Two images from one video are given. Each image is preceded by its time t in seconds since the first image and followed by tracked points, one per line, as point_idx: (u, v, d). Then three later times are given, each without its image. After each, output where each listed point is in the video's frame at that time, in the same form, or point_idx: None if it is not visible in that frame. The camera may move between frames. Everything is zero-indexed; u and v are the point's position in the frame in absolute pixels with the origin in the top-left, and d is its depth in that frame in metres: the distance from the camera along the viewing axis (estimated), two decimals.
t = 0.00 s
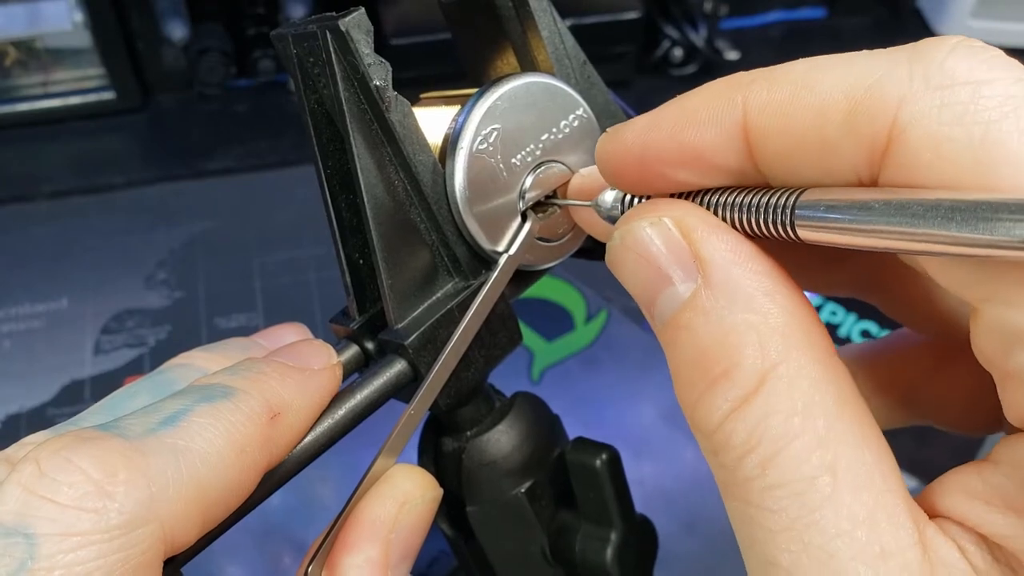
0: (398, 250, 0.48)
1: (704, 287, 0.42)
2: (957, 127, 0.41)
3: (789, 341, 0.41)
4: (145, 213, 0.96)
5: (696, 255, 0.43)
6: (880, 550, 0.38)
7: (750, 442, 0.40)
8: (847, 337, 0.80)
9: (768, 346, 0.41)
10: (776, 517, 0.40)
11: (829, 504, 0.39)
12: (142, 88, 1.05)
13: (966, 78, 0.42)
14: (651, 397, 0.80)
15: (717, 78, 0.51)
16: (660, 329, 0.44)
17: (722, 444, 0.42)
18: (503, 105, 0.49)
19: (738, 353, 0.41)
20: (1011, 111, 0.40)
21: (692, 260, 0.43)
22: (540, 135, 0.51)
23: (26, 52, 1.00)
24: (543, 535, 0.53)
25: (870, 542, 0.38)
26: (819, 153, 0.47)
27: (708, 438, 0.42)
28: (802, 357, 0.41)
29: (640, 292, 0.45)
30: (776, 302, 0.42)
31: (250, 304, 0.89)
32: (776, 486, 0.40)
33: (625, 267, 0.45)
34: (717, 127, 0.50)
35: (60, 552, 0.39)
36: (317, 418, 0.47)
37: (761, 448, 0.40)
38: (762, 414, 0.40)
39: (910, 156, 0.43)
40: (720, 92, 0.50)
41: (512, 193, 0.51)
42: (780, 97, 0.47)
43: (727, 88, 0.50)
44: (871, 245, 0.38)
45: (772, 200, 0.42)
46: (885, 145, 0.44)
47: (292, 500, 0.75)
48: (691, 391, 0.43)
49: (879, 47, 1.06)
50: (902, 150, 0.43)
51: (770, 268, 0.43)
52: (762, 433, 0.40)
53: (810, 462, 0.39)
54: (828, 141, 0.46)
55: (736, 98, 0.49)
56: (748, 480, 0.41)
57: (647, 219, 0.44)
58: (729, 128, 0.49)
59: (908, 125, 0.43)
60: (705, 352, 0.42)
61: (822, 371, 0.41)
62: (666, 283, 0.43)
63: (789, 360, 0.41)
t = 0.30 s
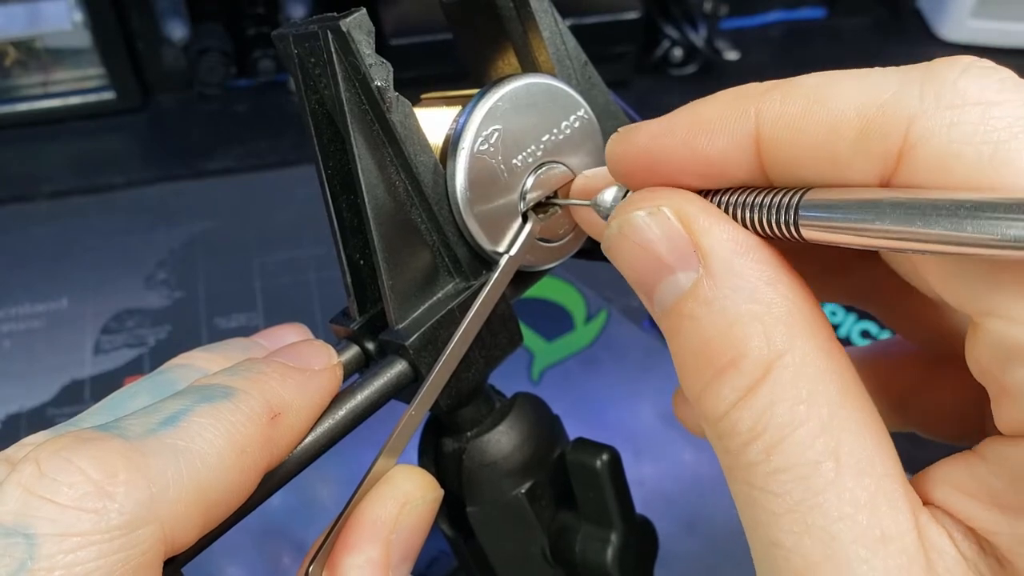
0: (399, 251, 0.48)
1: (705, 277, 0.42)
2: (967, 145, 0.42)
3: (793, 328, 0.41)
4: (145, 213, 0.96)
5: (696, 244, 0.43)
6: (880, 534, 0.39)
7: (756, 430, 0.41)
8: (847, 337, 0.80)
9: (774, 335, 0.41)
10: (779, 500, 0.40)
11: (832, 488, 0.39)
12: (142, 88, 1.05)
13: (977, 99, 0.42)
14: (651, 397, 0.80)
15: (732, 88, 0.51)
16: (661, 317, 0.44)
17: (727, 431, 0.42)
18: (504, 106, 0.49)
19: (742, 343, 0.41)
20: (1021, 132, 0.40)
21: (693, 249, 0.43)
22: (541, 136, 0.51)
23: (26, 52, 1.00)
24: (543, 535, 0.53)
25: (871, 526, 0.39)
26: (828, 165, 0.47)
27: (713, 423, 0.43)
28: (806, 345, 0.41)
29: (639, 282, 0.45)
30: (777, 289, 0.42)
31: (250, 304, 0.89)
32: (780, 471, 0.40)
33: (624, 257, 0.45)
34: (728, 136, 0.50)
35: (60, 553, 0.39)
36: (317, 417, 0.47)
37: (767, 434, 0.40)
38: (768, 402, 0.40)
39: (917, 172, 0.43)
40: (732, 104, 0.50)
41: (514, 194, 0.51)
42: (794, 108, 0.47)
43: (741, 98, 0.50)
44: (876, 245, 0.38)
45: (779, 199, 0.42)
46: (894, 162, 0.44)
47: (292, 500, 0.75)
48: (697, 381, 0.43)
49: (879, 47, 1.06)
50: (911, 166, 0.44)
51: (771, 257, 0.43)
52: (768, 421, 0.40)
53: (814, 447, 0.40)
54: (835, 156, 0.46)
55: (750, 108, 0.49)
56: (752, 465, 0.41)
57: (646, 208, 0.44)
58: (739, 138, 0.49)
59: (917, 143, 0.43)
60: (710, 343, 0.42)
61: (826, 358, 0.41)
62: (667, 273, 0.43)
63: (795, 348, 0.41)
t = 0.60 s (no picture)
0: (399, 251, 0.48)
1: (704, 263, 0.42)
2: (984, 154, 0.42)
3: (790, 316, 0.41)
4: (145, 213, 0.96)
5: (695, 230, 0.42)
6: (865, 521, 0.40)
7: (748, 417, 0.41)
8: (848, 337, 0.80)
9: (772, 324, 0.41)
10: (768, 485, 0.41)
11: (820, 473, 0.40)
12: (142, 88, 1.05)
13: (997, 107, 0.42)
14: (651, 397, 0.80)
15: (750, 91, 0.51)
16: (658, 300, 0.44)
17: (722, 416, 0.42)
18: (505, 106, 0.49)
19: (739, 332, 0.41)
20: None
21: (692, 236, 0.42)
22: (542, 136, 0.51)
23: (26, 52, 1.00)
24: (544, 536, 0.53)
25: (856, 513, 0.40)
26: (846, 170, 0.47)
27: (708, 409, 0.43)
28: (802, 333, 0.41)
29: (636, 263, 0.45)
30: (775, 277, 0.42)
31: (250, 304, 0.89)
32: (772, 456, 0.40)
33: (622, 240, 0.45)
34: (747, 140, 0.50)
35: (61, 553, 0.39)
36: (318, 417, 0.47)
37: (758, 421, 0.41)
38: (764, 387, 0.41)
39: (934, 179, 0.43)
40: (751, 106, 0.50)
41: (514, 194, 0.51)
42: (812, 113, 0.47)
43: (759, 102, 0.50)
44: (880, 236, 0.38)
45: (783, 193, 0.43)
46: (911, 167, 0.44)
47: (292, 500, 0.75)
48: (693, 366, 0.43)
49: (880, 47, 1.06)
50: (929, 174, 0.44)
51: (771, 244, 0.43)
52: (761, 409, 0.41)
53: (804, 435, 0.40)
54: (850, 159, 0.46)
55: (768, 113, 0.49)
56: (744, 450, 0.41)
57: (644, 192, 0.43)
58: (757, 142, 0.49)
59: (936, 150, 0.43)
60: (707, 330, 0.42)
61: (821, 346, 0.41)
62: (666, 259, 0.43)
63: (790, 336, 0.41)
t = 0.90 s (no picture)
0: (399, 252, 0.48)
1: (697, 296, 0.42)
2: (956, 157, 0.42)
3: (778, 351, 0.41)
4: (145, 213, 0.96)
5: (689, 263, 0.42)
6: (857, 563, 0.39)
7: (737, 452, 0.41)
8: (847, 338, 0.80)
9: (760, 358, 0.41)
10: (759, 526, 0.41)
11: (809, 514, 0.40)
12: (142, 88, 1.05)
13: (968, 109, 0.42)
14: (651, 398, 0.80)
15: (721, 89, 0.50)
16: (650, 333, 0.44)
17: (710, 452, 0.42)
18: (504, 106, 0.49)
19: (729, 366, 0.41)
20: (1011, 146, 0.41)
21: (686, 269, 0.42)
22: (542, 137, 0.51)
23: (26, 52, 1.00)
24: (543, 536, 0.53)
25: (848, 554, 0.39)
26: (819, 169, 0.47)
27: (695, 444, 0.43)
28: (791, 368, 0.41)
29: (629, 299, 0.44)
30: (767, 313, 0.42)
31: (250, 304, 0.89)
32: (761, 494, 0.40)
33: (616, 273, 0.44)
34: (718, 140, 0.50)
35: (60, 554, 0.39)
36: (318, 418, 0.47)
37: (746, 457, 0.41)
38: (753, 421, 0.41)
39: (908, 183, 0.44)
40: (722, 104, 0.50)
41: (514, 194, 0.51)
42: (783, 113, 0.47)
43: (730, 101, 0.49)
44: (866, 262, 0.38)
45: (763, 213, 0.42)
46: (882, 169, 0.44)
47: (292, 500, 0.75)
48: (681, 399, 0.43)
49: (879, 47, 1.06)
50: (902, 175, 0.44)
51: (760, 277, 0.43)
52: (749, 445, 0.41)
53: (793, 473, 0.40)
54: (822, 159, 0.47)
55: (739, 113, 0.49)
56: (732, 487, 0.41)
57: (642, 226, 0.43)
58: (728, 141, 0.49)
59: (907, 152, 0.43)
60: (697, 362, 0.42)
61: (810, 383, 0.41)
62: (658, 291, 0.43)
63: (779, 370, 0.41)
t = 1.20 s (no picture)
0: (398, 250, 0.48)
1: (679, 274, 0.42)
2: (939, 152, 0.42)
3: (763, 325, 0.41)
4: (145, 213, 0.96)
5: (669, 242, 0.43)
6: (846, 529, 0.39)
7: (726, 427, 0.41)
8: (847, 337, 0.80)
9: (745, 332, 0.41)
10: (750, 495, 0.40)
11: (800, 481, 0.39)
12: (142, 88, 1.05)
13: (950, 106, 0.42)
14: (652, 397, 0.80)
15: (712, 88, 0.51)
16: (637, 310, 0.44)
17: (702, 425, 0.42)
18: (503, 105, 0.49)
19: (714, 340, 0.41)
20: (993, 141, 0.41)
21: (666, 248, 0.43)
22: (541, 135, 0.51)
23: (27, 52, 1.00)
24: (543, 534, 0.53)
25: (836, 520, 0.39)
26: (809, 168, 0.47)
27: (687, 418, 0.43)
28: (776, 343, 0.41)
29: (615, 276, 0.45)
30: (748, 287, 0.42)
31: (250, 304, 0.89)
32: (751, 465, 0.40)
33: (600, 253, 0.45)
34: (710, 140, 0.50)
35: (59, 552, 0.39)
36: (317, 417, 0.47)
37: (736, 429, 0.40)
38: (741, 395, 0.40)
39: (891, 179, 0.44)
40: (712, 104, 0.50)
41: (514, 192, 0.51)
42: (771, 112, 0.48)
43: (720, 101, 0.50)
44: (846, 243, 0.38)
45: (754, 199, 0.43)
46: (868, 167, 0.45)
47: (293, 500, 0.75)
48: (671, 376, 0.43)
49: (880, 47, 1.06)
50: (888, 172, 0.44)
51: (742, 254, 0.43)
52: (737, 418, 0.40)
53: (782, 442, 0.40)
54: (809, 157, 0.47)
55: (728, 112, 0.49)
56: (722, 461, 0.41)
57: (621, 206, 0.44)
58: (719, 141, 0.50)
59: (890, 150, 0.44)
60: (685, 339, 0.42)
61: (807, 370, 0.41)
62: (641, 271, 0.43)
63: (764, 345, 0.41)
